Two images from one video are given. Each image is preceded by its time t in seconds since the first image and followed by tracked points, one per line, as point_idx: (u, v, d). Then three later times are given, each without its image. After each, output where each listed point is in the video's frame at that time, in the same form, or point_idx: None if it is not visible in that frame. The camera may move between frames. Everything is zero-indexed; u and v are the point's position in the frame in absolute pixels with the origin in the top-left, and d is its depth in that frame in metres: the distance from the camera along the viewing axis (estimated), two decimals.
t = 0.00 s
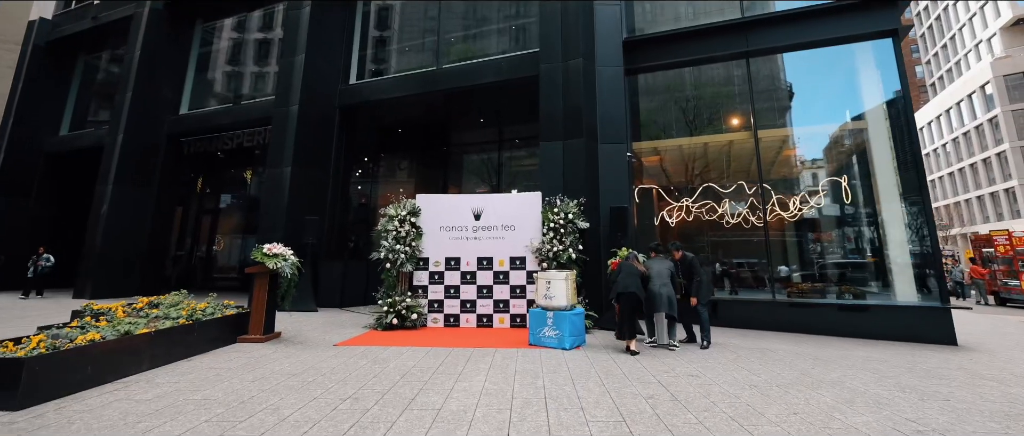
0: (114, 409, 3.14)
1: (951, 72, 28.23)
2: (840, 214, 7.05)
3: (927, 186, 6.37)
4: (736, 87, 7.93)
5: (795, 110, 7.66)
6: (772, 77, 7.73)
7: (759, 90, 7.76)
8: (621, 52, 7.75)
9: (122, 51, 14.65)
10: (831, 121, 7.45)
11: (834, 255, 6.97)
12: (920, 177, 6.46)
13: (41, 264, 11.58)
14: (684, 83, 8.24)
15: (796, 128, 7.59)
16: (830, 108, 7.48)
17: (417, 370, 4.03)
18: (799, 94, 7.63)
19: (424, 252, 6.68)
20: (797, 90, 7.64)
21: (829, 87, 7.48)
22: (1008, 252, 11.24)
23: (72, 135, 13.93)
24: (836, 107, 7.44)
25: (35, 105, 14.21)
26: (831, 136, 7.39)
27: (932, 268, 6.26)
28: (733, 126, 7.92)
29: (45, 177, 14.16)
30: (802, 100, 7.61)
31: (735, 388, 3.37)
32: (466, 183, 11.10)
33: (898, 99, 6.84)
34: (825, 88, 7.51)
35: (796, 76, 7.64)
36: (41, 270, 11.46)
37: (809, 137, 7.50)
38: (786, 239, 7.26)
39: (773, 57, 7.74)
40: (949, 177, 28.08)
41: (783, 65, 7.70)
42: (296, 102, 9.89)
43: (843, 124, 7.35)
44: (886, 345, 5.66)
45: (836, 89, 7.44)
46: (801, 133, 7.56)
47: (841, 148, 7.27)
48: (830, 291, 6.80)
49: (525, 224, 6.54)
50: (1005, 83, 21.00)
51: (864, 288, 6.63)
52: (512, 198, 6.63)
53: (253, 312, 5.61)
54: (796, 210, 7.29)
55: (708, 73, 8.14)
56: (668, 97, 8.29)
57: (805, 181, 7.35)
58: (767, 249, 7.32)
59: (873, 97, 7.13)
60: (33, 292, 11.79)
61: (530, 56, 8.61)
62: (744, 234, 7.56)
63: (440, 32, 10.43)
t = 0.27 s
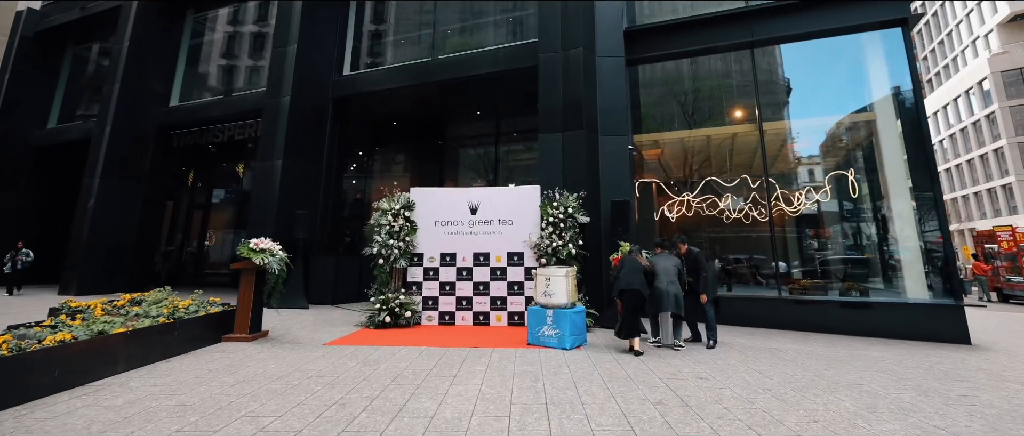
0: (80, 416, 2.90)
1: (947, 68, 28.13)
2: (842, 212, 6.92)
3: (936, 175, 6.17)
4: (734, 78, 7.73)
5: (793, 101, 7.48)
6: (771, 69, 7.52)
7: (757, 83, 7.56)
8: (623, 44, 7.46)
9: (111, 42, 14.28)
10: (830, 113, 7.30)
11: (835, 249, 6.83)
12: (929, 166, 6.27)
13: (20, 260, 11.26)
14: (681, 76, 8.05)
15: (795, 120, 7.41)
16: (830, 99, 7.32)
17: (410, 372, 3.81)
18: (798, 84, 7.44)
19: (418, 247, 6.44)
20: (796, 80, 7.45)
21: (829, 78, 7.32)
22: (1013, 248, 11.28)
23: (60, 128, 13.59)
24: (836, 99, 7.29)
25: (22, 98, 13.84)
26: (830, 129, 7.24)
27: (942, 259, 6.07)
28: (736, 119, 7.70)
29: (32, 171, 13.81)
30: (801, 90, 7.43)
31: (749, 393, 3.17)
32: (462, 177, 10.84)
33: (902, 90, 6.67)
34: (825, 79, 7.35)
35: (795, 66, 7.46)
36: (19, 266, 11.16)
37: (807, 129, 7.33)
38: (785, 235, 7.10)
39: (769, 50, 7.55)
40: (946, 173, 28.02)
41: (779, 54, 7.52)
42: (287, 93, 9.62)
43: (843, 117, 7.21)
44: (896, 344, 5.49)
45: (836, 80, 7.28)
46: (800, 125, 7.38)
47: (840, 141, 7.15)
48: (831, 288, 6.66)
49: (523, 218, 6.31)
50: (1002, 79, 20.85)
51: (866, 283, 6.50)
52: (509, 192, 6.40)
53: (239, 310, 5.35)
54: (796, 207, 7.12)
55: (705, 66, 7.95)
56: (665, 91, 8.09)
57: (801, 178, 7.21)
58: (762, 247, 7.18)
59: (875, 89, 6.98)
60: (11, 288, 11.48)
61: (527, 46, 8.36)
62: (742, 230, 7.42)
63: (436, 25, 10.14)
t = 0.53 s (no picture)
0: (44, 426, 2.66)
1: (945, 65, 27.98)
2: (850, 210, 6.72)
3: (949, 165, 5.96)
4: (732, 73, 7.57)
5: (791, 95, 7.31)
6: (770, 66, 7.34)
7: (756, 79, 7.40)
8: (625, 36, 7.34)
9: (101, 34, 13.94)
10: (828, 108, 7.14)
11: (840, 245, 6.68)
12: (942, 155, 6.07)
13: None
14: (680, 71, 7.86)
15: (792, 114, 7.25)
16: (827, 94, 7.17)
17: (403, 377, 3.58)
18: (796, 78, 7.27)
19: (413, 244, 6.21)
20: (794, 73, 7.28)
21: (828, 73, 7.17)
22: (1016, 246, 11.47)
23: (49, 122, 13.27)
24: (834, 94, 7.14)
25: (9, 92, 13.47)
26: (827, 124, 7.09)
27: (955, 252, 5.88)
28: (741, 112, 7.49)
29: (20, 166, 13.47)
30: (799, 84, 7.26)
31: (767, 401, 2.96)
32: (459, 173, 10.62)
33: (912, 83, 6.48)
34: (824, 74, 7.20)
35: (794, 59, 7.29)
36: None
37: (803, 123, 7.18)
38: (788, 233, 6.92)
39: (768, 44, 7.37)
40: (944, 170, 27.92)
41: (778, 48, 7.33)
42: (280, 86, 9.32)
43: (842, 113, 7.05)
44: (909, 344, 5.31)
45: (836, 75, 7.13)
46: (796, 119, 7.22)
47: (835, 136, 7.02)
48: (834, 286, 6.52)
49: (522, 214, 6.09)
50: (1000, 76, 20.72)
51: (870, 281, 6.35)
52: (508, 186, 6.17)
53: (226, 309, 5.10)
54: (799, 204, 6.96)
55: (704, 60, 7.77)
56: (663, 85, 7.89)
57: (798, 177, 7.05)
58: (765, 244, 7.03)
59: (874, 86, 6.86)
60: None
61: (527, 37, 8.08)
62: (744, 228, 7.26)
63: (432, 19, 9.85)
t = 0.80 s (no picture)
0: None
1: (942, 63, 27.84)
2: (852, 210, 6.53)
3: (963, 156, 5.82)
4: (731, 66, 7.41)
5: (788, 89, 7.13)
6: (766, 70, 7.19)
7: (751, 78, 7.29)
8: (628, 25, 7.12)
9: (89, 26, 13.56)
10: (827, 102, 6.98)
11: (845, 246, 6.47)
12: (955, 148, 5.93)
13: None
14: (678, 67, 7.66)
15: (789, 108, 7.07)
16: (827, 88, 7.00)
17: (396, 382, 3.36)
18: (794, 71, 7.11)
19: (409, 240, 5.99)
20: (791, 68, 7.12)
21: (827, 66, 7.02)
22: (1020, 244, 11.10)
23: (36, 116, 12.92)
24: (833, 88, 6.98)
25: None
26: (826, 118, 6.92)
27: (968, 248, 5.73)
28: (745, 106, 7.31)
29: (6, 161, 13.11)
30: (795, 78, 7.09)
31: (786, 409, 2.77)
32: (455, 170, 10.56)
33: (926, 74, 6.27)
34: (821, 67, 7.04)
35: (792, 53, 7.15)
36: None
37: (800, 119, 7.01)
38: (789, 229, 6.73)
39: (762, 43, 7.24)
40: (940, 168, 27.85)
41: (774, 38, 7.21)
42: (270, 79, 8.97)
43: (846, 107, 6.88)
44: (921, 345, 5.13)
45: (834, 68, 6.98)
46: (792, 113, 7.05)
47: (832, 131, 6.86)
48: (837, 284, 6.33)
49: (522, 209, 5.88)
50: (998, 74, 20.36)
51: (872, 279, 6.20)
52: (508, 181, 5.96)
53: (211, 309, 4.84)
54: (800, 201, 6.77)
55: (704, 56, 7.59)
56: (662, 81, 7.69)
57: (793, 170, 6.88)
58: (764, 242, 6.86)
59: (874, 77, 6.73)
60: None
61: (528, 27, 7.73)
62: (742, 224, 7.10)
63: (429, 12, 9.45)
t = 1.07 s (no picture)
0: None
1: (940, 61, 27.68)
2: (857, 205, 6.35)
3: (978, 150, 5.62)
4: (728, 61, 7.26)
5: (786, 84, 6.94)
6: (764, 67, 7.07)
7: (748, 74, 7.16)
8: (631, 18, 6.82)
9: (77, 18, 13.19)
10: (831, 97, 6.79)
11: (850, 246, 6.28)
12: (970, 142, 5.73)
13: None
14: (678, 64, 7.48)
15: (788, 104, 6.88)
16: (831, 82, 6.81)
17: (388, 392, 3.14)
18: (793, 67, 6.92)
19: (403, 238, 5.77)
20: (790, 63, 6.94)
21: (830, 61, 6.85)
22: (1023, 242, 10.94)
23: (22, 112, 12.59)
24: (838, 82, 6.80)
25: None
26: (827, 113, 6.75)
27: (983, 246, 5.54)
28: (750, 101, 7.12)
29: None
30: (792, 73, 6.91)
31: (808, 421, 2.57)
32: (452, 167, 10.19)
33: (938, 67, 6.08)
34: (822, 62, 6.88)
35: (797, 47, 6.96)
36: None
37: (799, 116, 6.81)
38: (790, 228, 6.57)
39: (761, 40, 7.10)
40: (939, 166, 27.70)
41: (771, 33, 7.06)
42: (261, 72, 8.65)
43: (854, 100, 6.68)
44: (933, 349, 4.96)
45: (840, 62, 6.81)
46: (793, 108, 6.85)
47: (828, 128, 6.70)
48: (842, 283, 6.16)
49: (522, 206, 5.66)
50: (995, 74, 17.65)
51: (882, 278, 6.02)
52: (506, 176, 5.73)
53: (195, 310, 4.54)
54: (803, 197, 6.58)
55: (704, 50, 7.41)
56: (661, 77, 7.49)
57: (797, 168, 6.69)
58: (762, 241, 6.68)
59: (877, 72, 6.59)
60: None
61: (528, 18, 7.40)
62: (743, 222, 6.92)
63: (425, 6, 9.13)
